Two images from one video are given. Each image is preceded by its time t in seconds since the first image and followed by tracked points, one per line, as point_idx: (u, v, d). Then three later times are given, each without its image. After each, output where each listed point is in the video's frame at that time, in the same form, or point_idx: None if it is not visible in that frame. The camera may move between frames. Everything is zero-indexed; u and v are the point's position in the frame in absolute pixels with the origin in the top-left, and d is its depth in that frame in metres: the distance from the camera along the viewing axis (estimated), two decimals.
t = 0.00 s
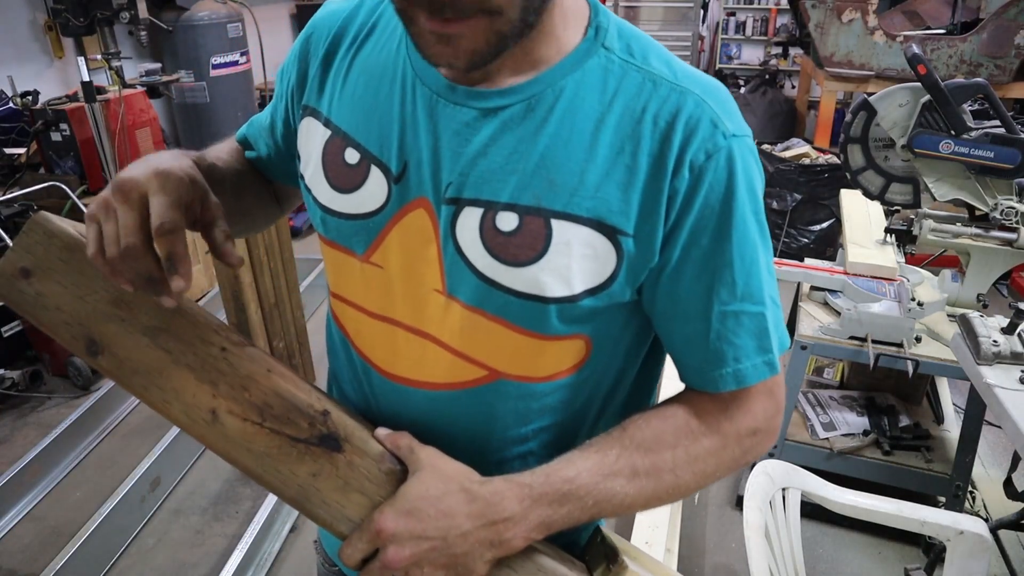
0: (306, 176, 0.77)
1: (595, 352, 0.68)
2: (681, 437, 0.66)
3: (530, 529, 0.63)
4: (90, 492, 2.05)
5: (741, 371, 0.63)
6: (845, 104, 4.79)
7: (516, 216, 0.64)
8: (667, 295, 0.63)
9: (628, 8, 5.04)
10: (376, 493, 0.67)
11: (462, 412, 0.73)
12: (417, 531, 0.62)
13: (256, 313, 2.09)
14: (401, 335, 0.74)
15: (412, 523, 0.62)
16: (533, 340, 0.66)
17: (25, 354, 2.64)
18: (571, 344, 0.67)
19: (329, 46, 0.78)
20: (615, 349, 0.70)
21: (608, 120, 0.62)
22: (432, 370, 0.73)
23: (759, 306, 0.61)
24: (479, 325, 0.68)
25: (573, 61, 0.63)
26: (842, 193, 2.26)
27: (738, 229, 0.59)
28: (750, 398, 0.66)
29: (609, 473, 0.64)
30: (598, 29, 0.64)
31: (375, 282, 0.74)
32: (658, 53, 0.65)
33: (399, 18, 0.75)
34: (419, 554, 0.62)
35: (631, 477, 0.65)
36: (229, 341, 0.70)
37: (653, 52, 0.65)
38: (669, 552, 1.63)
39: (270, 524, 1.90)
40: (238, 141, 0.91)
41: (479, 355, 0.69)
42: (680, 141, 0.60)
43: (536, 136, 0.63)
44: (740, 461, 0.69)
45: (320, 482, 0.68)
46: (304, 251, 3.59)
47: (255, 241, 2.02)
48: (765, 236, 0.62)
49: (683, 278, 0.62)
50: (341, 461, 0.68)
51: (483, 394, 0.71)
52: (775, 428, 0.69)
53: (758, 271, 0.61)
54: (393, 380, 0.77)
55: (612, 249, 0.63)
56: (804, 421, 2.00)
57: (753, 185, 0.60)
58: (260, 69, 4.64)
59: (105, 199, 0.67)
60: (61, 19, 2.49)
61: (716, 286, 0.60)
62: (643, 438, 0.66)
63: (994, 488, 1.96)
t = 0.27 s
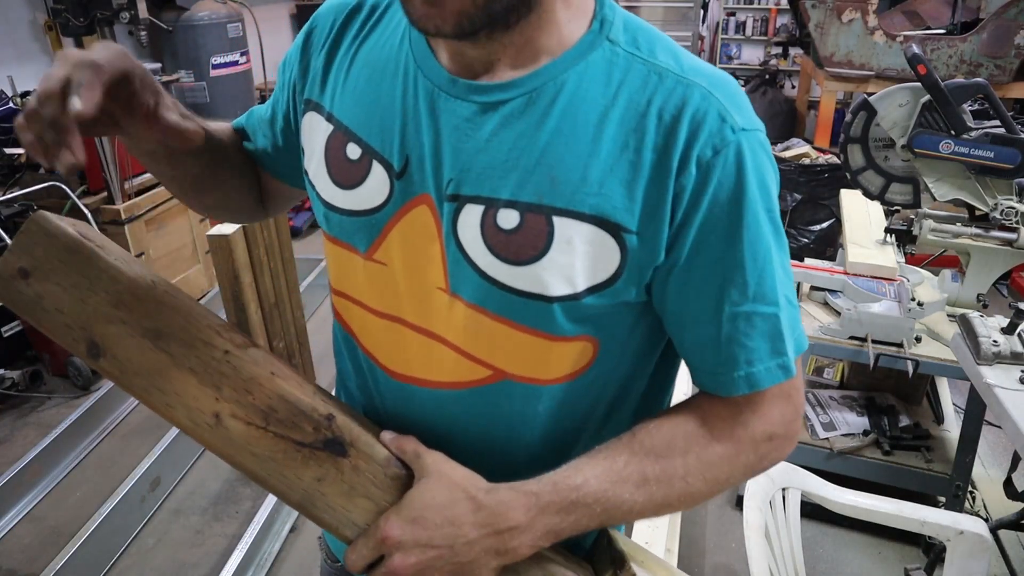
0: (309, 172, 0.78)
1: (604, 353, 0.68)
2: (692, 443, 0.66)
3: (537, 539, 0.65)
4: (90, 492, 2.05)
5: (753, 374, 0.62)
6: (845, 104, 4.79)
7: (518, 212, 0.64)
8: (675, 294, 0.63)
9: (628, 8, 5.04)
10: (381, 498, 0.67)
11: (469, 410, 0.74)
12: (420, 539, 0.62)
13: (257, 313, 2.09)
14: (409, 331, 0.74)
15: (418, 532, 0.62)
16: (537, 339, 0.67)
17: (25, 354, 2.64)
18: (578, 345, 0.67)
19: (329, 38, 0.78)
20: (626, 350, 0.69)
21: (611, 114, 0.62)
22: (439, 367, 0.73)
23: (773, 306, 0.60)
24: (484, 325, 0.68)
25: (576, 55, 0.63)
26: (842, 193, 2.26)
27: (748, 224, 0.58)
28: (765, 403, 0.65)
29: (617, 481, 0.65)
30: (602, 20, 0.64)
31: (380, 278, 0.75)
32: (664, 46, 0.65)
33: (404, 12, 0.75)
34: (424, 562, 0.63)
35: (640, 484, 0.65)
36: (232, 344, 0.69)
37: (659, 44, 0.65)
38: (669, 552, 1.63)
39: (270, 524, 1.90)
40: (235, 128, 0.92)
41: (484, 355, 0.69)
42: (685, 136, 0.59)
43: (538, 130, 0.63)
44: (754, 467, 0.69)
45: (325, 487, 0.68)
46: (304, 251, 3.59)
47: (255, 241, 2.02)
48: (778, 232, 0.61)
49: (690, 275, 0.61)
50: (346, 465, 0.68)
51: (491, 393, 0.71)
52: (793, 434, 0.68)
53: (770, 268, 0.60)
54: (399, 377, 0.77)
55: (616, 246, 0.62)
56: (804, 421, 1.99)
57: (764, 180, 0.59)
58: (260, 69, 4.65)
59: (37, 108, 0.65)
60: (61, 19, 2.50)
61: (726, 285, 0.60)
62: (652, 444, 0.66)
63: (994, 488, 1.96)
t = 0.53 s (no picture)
0: (303, 172, 0.78)
1: (593, 344, 0.68)
2: (684, 436, 0.65)
3: (531, 536, 0.64)
4: (89, 492, 2.06)
5: (743, 363, 0.60)
6: (845, 104, 4.79)
7: (501, 203, 0.64)
8: (662, 282, 0.62)
9: (628, 8, 5.04)
10: (381, 497, 0.67)
11: (461, 402, 0.74)
12: (417, 538, 0.63)
13: (257, 313, 2.09)
14: (401, 327, 0.75)
15: (412, 529, 0.63)
16: (523, 330, 0.66)
17: (25, 354, 2.64)
18: (568, 338, 0.67)
19: (319, 42, 0.79)
20: (620, 340, 0.68)
21: (592, 105, 0.62)
22: (432, 361, 0.73)
23: (761, 293, 0.59)
24: (473, 316, 0.68)
25: (557, 47, 0.63)
26: (842, 193, 2.26)
27: (731, 209, 0.57)
28: (759, 394, 0.63)
29: (609, 477, 0.64)
30: (583, 13, 0.64)
31: (373, 273, 0.75)
32: (645, 37, 0.65)
33: (392, 10, 0.75)
34: (420, 561, 0.63)
35: (632, 479, 0.64)
36: (233, 343, 0.69)
37: (640, 35, 0.65)
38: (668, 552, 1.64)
39: (270, 524, 1.90)
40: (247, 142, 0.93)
41: (472, 345, 0.69)
42: (664, 123, 0.59)
43: (520, 121, 0.63)
44: (751, 460, 0.67)
45: (324, 484, 0.67)
46: (304, 251, 3.59)
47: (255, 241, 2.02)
48: (763, 218, 0.60)
49: (675, 264, 0.61)
50: (345, 464, 0.68)
51: (479, 384, 0.71)
52: (791, 425, 0.66)
53: (755, 253, 0.59)
54: (395, 372, 0.77)
55: (600, 234, 0.62)
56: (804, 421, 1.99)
57: (745, 165, 0.59)
58: (260, 69, 4.65)
59: None
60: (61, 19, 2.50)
61: (712, 272, 0.59)
62: (644, 437, 0.65)
63: (994, 488, 1.96)
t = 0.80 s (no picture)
0: (289, 169, 0.79)
1: (570, 323, 0.67)
2: (654, 407, 0.63)
3: (509, 508, 0.63)
4: (89, 492, 2.06)
5: (707, 336, 0.60)
6: (845, 104, 4.79)
7: (475, 187, 0.63)
8: (630, 264, 0.62)
9: (628, 9, 5.05)
10: (363, 476, 0.66)
11: (438, 385, 0.73)
12: (398, 512, 0.62)
13: (256, 313, 2.10)
14: (377, 312, 0.74)
15: (394, 503, 0.62)
16: (500, 309, 0.65)
17: (25, 354, 2.65)
18: (543, 318, 0.65)
19: (307, 51, 0.81)
20: (594, 323, 0.68)
21: (559, 94, 0.62)
22: (407, 344, 0.72)
23: (723, 270, 0.59)
24: (450, 298, 0.67)
25: (524, 40, 0.64)
26: (842, 193, 2.26)
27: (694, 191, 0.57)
28: (724, 366, 0.63)
29: (583, 449, 0.63)
30: (551, 9, 0.65)
31: (352, 263, 0.75)
32: (610, 31, 0.65)
33: (371, 15, 0.77)
34: (401, 534, 0.62)
35: (606, 452, 0.63)
36: (223, 327, 0.68)
37: (604, 29, 0.65)
38: (669, 552, 1.64)
39: (270, 524, 1.90)
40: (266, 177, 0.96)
41: (449, 326, 0.68)
42: (628, 109, 0.59)
43: (489, 110, 0.63)
44: (718, 433, 0.66)
45: (308, 463, 0.67)
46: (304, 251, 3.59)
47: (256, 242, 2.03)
48: (725, 200, 0.60)
49: (641, 244, 0.61)
50: (328, 443, 0.67)
51: (457, 367, 0.70)
52: (755, 398, 0.66)
53: (717, 234, 0.58)
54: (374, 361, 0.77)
55: (569, 217, 0.62)
56: (804, 421, 2.00)
57: (705, 150, 0.59)
58: (260, 69, 4.65)
59: None
60: (61, 19, 2.49)
61: (677, 252, 0.59)
62: (616, 411, 0.64)
63: (994, 488, 1.96)
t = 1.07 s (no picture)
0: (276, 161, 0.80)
1: (539, 297, 0.66)
2: (616, 373, 0.62)
3: (480, 469, 0.61)
4: (89, 493, 2.06)
5: (665, 305, 0.60)
6: (845, 104, 4.79)
7: (442, 166, 0.64)
8: (591, 239, 0.62)
9: (628, 9, 5.05)
10: (342, 440, 0.64)
11: (412, 364, 0.72)
12: (374, 471, 0.60)
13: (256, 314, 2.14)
14: (351, 293, 0.73)
15: (371, 463, 0.60)
16: (465, 282, 0.65)
17: (25, 354, 2.65)
18: (509, 292, 0.65)
19: (294, 56, 0.83)
20: (562, 300, 0.68)
21: (520, 79, 0.62)
22: (380, 322, 0.72)
23: (677, 242, 0.59)
24: (420, 273, 0.66)
25: (488, 30, 0.64)
26: (842, 193, 2.26)
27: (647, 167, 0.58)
28: (683, 334, 0.62)
29: (549, 413, 0.61)
30: (514, 4, 0.65)
31: (326, 248, 0.75)
32: (570, 24, 0.66)
33: (349, 16, 0.78)
34: (376, 494, 0.60)
35: (571, 416, 0.61)
36: (215, 302, 0.68)
37: (564, 22, 0.66)
38: (668, 552, 1.65)
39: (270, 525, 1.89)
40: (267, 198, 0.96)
41: (418, 301, 0.68)
42: (584, 91, 0.60)
43: (452, 95, 0.64)
44: (681, 401, 0.64)
45: (292, 430, 0.66)
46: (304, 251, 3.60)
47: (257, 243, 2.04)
48: (678, 179, 0.61)
49: (601, 220, 0.61)
50: (310, 410, 0.66)
51: (428, 343, 0.70)
52: (716, 367, 0.65)
53: (672, 210, 0.59)
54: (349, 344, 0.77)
55: (529, 194, 0.62)
56: (804, 421, 2.00)
57: (658, 131, 0.60)
58: (260, 69, 4.65)
59: None
60: (61, 19, 2.49)
61: (633, 225, 0.59)
62: (581, 378, 0.62)
63: (994, 488, 1.96)
